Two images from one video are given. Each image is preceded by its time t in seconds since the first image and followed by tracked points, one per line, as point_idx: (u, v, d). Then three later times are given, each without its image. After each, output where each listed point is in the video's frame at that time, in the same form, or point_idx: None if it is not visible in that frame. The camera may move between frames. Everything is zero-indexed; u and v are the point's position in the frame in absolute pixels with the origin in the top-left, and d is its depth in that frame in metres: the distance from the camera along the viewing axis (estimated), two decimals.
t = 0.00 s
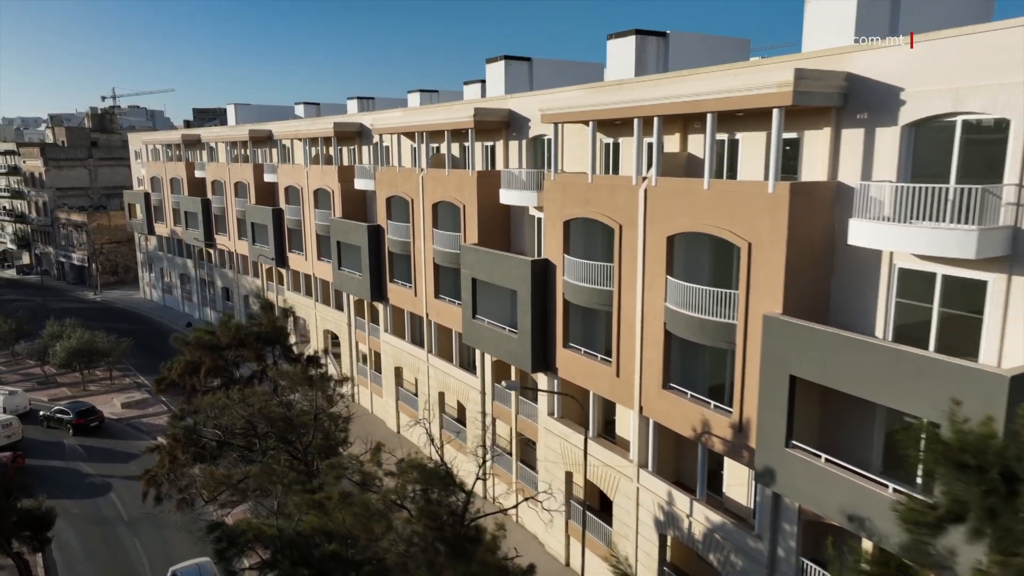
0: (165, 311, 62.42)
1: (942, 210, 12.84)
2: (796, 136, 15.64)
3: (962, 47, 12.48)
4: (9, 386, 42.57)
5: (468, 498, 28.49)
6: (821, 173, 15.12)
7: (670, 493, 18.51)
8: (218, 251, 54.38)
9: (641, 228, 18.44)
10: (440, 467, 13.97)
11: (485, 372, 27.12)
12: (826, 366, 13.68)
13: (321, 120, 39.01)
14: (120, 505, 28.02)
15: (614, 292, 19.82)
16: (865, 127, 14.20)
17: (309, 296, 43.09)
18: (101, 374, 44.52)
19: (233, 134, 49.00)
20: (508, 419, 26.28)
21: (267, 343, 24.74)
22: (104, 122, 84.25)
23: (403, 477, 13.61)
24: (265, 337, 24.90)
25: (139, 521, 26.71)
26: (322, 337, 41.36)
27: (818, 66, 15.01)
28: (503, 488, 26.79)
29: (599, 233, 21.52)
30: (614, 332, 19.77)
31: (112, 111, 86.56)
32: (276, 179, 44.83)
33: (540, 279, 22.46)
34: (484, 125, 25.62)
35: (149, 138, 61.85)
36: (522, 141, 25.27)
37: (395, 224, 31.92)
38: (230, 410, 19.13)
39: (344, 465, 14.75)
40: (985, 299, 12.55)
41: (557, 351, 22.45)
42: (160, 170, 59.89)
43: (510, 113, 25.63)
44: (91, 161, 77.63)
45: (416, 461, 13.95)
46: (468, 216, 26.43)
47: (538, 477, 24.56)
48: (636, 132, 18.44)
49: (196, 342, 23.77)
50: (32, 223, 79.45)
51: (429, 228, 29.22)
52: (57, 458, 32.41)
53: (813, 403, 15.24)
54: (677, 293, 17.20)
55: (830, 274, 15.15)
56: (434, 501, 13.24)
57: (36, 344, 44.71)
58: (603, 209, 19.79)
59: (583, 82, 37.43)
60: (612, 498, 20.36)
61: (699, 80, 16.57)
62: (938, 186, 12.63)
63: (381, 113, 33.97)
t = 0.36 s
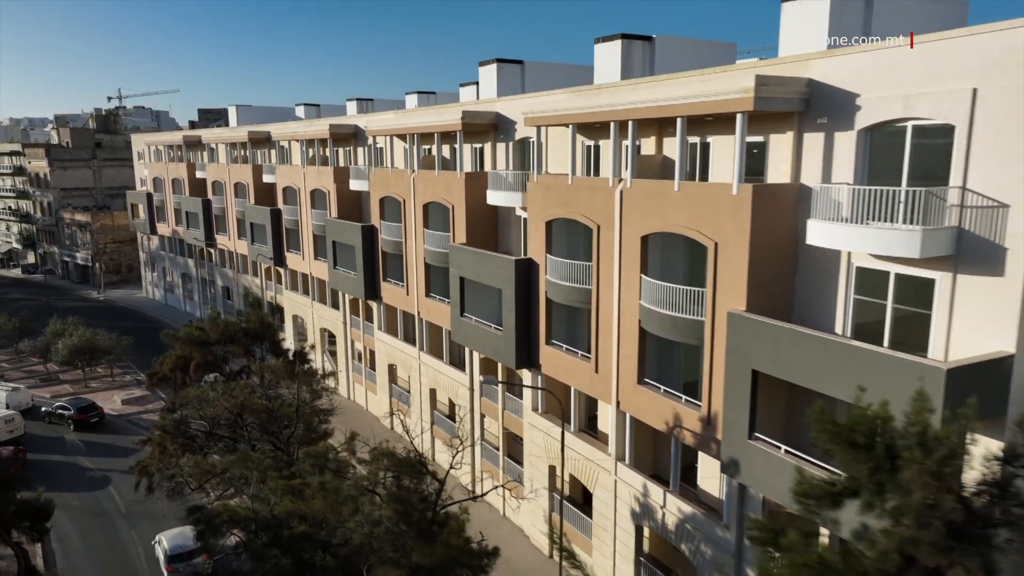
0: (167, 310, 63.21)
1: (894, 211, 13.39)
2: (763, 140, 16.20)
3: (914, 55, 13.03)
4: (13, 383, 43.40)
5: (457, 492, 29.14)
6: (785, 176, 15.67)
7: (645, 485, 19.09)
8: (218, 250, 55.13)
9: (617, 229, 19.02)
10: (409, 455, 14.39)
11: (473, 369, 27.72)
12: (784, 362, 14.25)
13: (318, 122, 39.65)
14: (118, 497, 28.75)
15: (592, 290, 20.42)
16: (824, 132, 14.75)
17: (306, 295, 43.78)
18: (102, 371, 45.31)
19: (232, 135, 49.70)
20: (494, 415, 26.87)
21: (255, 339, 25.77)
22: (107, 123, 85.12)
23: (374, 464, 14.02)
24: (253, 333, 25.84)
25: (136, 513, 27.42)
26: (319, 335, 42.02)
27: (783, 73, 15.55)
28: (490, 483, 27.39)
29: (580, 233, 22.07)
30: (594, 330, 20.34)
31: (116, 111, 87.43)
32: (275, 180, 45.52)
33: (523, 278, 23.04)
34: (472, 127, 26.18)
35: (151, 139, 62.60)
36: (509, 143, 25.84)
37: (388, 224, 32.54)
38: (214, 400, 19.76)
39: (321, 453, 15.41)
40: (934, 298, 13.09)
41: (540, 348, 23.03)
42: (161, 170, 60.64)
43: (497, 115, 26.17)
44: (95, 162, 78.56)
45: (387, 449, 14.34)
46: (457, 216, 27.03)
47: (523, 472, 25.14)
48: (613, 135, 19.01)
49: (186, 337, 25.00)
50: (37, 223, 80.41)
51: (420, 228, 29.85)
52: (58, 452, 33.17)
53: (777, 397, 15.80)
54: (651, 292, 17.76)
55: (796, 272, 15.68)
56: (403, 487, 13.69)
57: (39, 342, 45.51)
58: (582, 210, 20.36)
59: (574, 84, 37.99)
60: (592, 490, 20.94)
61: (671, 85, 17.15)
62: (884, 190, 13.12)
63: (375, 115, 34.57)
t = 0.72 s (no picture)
0: (169, 308, 64.11)
1: (851, 212, 13.96)
2: (732, 143, 16.79)
3: (866, 63, 13.60)
4: (17, 379, 44.27)
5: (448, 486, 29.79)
6: (751, 178, 16.26)
7: (622, 478, 19.69)
8: (220, 250, 55.95)
9: (596, 229, 19.63)
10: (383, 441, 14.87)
11: (462, 365, 28.36)
12: (745, 357, 14.81)
13: (315, 124, 40.35)
14: (117, 490, 29.50)
15: (573, 288, 21.04)
16: (787, 135, 15.34)
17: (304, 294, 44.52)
18: (105, 368, 46.13)
19: (233, 136, 50.47)
20: (483, 410, 27.49)
21: (245, 334, 26.52)
22: (113, 124, 86.11)
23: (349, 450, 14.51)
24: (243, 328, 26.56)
25: (134, 505, 28.17)
26: (316, 333, 42.72)
27: (750, 79, 16.13)
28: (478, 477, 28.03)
29: (563, 233, 22.68)
30: (574, 327, 20.94)
31: (121, 112, 88.36)
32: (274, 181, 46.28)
33: (508, 276, 23.65)
34: (461, 130, 26.82)
35: (154, 139, 63.45)
36: (497, 145, 26.47)
37: (382, 224, 33.23)
38: (202, 392, 20.39)
39: (301, 443, 16.04)
40: (888, 295, 13.68)
41: (525, 344, 23.65)
42: (164, 171, 61.48)
43: (486, 118, 26.80)
44: (99, 162, 79.52)
45: (362, 437, 14.83)
46: (447, 216, 27.68)
47: (510, 466, 25.76)
48: (592, 138, 19.62)
49: (178, 333, 25.79)
50: (42, 222, 81.45)
51: (412, 228, 30.52)
52: (60, 447, 33.97)
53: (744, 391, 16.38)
54: (626, 290, 18.37)
55: (763, 271, 16.26)
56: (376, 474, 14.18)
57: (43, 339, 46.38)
58: (564, 210, 20.99)
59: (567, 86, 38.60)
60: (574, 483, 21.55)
61: (645, 90, 17.77)
62: (850, 191, 13.77)
63: (370, 117, 35.25)
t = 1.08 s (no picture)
0: (172, 307, 64.93)
1: (812, 212, 14.54)
2: (703, 145, 17.42)
3: (825, 69, 14.18)
4: (21, 376, 45.10)
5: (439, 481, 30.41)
6: (721, 179, 16.85)
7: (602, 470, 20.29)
8: (221, 249, 56.74)
9: (575, 228, 20.23)
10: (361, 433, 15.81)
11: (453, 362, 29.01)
12: (710, 351, 15.36)
13: (313, 125, 41.03)
14: (117, 483, 30.23)
15: (555, 286, 21.66)
16: (753, 138, 15.93)
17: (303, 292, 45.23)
18: (107, 365, 46.93)
19: (233, 137, 51.23)
20: (472, 406, 28.11)
21: (236, 330, 27.44)
22: (118, 125, 87.07)
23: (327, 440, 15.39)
24: (235, 325, 27.55)
25: (132, 497, 28.87)
26: (314, 331, 43.42)
27: (719, 84, 16.71)
28: (468, 470, 28.68)
29: (546, 232, 23.27)
30: (556, 323, 21.54)
31: (125, 113, 89.38)
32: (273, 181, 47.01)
33: (494, 274, 24.26)
34: (451, 132, 27.43)
35: (157, 140, 64.29)
36: (486, 147, 27.09)
37: (376, 224, 33.88)
38: (191, 384, 20.97)
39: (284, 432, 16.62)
40: (846, 291, 14.24)
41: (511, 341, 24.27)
42: (167, 171, 62.30)
43: (475, 120, 27.40)
44: (104, 163, 80.47)
45: (341, 429, 15.76)
46: (437, 216, 28.30)
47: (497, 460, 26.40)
48: (572, 140, 20.22)
49: (171, 328, 26.61)
50: (48, 222, 82.51)
51: (404, 228, 31.17)
52: (61, 441, 34.73)
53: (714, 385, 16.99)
54: (603, 287, 18.97)
55: (732, 268, 16.83)
56: (352, 462, 15.03)
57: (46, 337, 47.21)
58: (546, 210, 21.60)
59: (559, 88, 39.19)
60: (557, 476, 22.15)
61: (621, 94, 18.37)
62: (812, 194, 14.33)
63: (365, 119, 35.89)
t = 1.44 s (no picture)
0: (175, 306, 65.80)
1: (775, 212, 15.11)
2: (677, 148, 18.00)
3: (787, 75, 14.75)
4: (26, 373, 45.96)
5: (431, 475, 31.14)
6: (694, 181, 17.46)
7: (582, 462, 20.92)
8: (222, 248, 57.54)
9: (557, 228, 20.86)
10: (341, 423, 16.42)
11: (444, 359, 29.73)
12: (677, 346, 15.93)
13: (311, 126, 41.71)
14: (117, 476, 30.97)
15: (538, 284, 22.30)
16: (723, 142, 16.50)
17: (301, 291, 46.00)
18: (110, 362, 47.77)
19: (234, 138, 51.97)
20: (461, 401, 28.77)
21: (228, 326, 28.30)
22: (122, 126, 88.01)
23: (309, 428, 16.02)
24: (227, 321, 28.46)
25: (132, 489, 29.61)
26: (312, 329, 44.19)
27: (691, 89, 17.28)
28: (458, 465, 29.35)
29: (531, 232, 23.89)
30: (540, 321, 22.17)
31: (130, 114, 90.29)
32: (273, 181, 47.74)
33: (482, 273, 24.91)
34: (442, 133, 28.04)
35: (160, 141, 65.12)
36: (476, 148, 27.69)
37: (371, 223, 34.55)
38: (182, 375, 21.61)
39: (270, 423, 17.28)
40: (807, 289, 14.82)
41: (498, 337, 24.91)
42: (170, 172, 63.09)
43: (466, 122, 28.00)
44: (109, 163, 81.39)
45: (322, 419, 16.40)
46: (428, 216, 28.94)
47: (486, 455, 27.06)
48: (554, 142, 20.81)
49: (166, 324, 27.36)
50: (53, 222, 83.52)
51: (398, 227, 31.85)
52: (64, 436, 35.54)
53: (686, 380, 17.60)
54: (582, 285, 19.60)
55: (703, 267, 17.45)
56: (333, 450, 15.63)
57: (50, 334, 48.02)
58: (531, 210, 22.21)
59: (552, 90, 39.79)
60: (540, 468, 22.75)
61: (599, 98, 18.96)
62: (775, 195, 14.91)
63: (361, 120, 36.54)
